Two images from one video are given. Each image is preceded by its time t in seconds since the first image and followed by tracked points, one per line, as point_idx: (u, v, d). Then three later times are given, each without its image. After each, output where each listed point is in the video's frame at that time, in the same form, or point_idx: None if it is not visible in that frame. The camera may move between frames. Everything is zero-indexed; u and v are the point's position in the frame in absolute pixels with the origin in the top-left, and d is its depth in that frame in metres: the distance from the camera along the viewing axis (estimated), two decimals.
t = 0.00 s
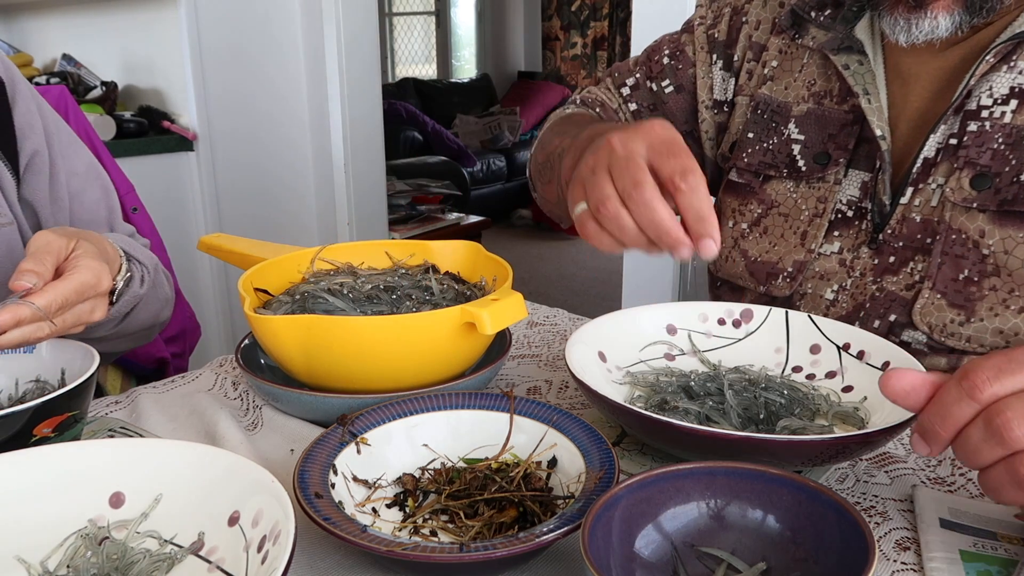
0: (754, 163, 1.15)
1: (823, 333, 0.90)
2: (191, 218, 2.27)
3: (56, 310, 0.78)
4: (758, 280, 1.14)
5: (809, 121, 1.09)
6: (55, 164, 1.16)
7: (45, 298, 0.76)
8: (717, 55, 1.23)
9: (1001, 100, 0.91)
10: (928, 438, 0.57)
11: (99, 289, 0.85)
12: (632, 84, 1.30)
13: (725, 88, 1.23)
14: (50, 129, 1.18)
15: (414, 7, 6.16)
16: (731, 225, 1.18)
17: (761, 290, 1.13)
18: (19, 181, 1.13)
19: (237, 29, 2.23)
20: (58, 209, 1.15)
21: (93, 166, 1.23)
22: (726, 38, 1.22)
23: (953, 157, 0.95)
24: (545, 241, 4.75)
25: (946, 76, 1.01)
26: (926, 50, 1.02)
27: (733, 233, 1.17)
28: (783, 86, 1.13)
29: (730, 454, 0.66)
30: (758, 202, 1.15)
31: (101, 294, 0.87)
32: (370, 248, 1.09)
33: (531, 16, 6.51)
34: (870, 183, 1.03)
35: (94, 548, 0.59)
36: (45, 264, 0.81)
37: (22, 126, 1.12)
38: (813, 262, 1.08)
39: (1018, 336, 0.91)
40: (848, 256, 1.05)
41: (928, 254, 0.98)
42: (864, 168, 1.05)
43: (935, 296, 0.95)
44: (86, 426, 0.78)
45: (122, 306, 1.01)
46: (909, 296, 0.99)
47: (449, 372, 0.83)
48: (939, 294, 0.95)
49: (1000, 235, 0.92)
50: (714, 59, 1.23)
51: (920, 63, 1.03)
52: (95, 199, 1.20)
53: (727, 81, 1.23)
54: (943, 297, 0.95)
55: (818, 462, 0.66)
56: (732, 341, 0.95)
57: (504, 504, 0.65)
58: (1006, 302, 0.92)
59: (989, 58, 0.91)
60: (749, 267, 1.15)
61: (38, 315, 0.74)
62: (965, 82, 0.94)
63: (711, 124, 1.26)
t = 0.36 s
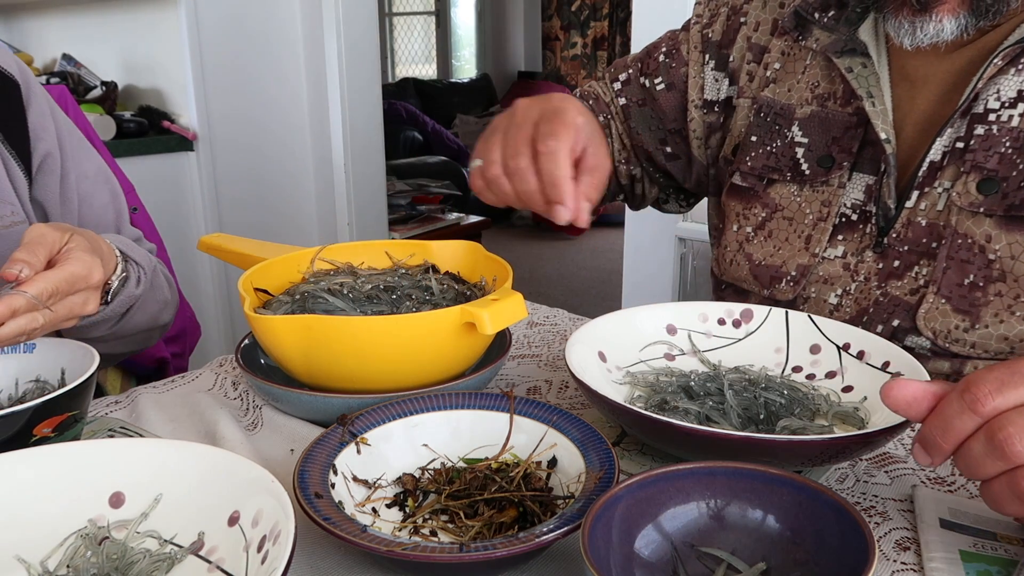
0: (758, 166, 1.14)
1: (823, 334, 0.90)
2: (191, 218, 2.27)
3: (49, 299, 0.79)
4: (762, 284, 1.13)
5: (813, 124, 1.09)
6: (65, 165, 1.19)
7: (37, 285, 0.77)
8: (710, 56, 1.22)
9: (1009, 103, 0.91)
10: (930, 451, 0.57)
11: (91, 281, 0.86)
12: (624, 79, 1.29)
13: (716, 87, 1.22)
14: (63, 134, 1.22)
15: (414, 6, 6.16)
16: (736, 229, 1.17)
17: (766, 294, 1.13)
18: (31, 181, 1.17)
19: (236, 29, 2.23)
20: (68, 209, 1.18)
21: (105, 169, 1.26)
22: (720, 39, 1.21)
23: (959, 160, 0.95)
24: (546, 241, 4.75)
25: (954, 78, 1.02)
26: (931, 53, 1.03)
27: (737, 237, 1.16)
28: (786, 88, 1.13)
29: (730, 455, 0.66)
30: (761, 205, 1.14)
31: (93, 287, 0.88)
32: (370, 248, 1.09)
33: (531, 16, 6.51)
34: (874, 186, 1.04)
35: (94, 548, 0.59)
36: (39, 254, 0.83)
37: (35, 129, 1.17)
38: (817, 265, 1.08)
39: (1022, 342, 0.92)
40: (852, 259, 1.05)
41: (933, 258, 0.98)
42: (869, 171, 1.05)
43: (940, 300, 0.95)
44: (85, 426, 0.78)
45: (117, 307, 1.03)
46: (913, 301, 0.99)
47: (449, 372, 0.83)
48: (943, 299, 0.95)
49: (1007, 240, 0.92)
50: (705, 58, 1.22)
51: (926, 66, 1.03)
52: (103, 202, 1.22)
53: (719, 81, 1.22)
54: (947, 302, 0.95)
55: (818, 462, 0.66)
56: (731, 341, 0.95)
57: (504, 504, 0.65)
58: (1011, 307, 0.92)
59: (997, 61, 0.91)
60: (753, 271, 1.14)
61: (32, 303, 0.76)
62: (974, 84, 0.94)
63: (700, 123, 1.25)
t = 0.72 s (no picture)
0: (757, 166, 1.14)
1: (823, 334, 0.90)
2: (190, 218, 2.27)
3: (60, 299, 0.82)
4: (761, 283, 1.13)
5: (813, 123, 1.09)
6: (79, 172, 1.20)
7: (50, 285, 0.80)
8: (707, 56, 1.23)
9: (1007, 104, 0.91)
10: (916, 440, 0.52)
11: (102, 283, 0.89)
12: (624, 80, 1.32)
13: (713, 87, 1.23)
14: (76, 138, 1.22)
15: (414, 6, 6.17)
16: (734, 228, 1.17)
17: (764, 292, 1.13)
18: (44, 186, 1.17)
19: (235, 29, 2.23)
20: (79, 214, 1.18)
21: (118, 176, 1.26)
22: (718, 40, 1.22)
23: (957, 160, 0.95)
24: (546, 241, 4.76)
25: (954, 79, 1.01)
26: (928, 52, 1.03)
27: (736, 236, 1.17)
28: (786, 88, 1.13)
29: (730, 454, 0.66)
30: (761, 205, 1.14)
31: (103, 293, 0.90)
32: (370, 248, 1.09)
33: (531, 16, 6.51)
34: (872, 185, 1.03)
35: (94, 548, 0.59)
36: (51, 256, 0.85)
37: (50, 135, 1.17)
38: (815, 264, 1.08)
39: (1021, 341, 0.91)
40: (850, 258, 1.05)
41: (931, 257, 0.98)
42: (867, 170, 1.04)
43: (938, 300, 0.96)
44: (85, 426, 0.78)
45: (127, 311, 1.01)
46: (912, 301, 0.99)
47: (449, 372, 0.83)
48: (942, 299, 0.96)
49: (1005, 241, 0.91)
50: (703, 59, 1.23)
51: (925, 66, 1.03)
52: (114, 207, 1.22)
53: (716, 82, 1.22)
54: (946, 302, 0.95)
55: (818, 462, 0.66)
56: (731, 341, 0.95)
57: (504, 504, 0.65)
58: (1010, 307, 0.92)
59: (995, 61, 0.90)
60: (752, 270, 1.15)
61: (43, 301, 0.78)
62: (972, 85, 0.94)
63: (696, 124, 1.26)
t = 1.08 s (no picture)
0: (751, 174, 1.14)
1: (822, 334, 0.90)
2: (190, 219, 2.27)
3: (77, 306, 0.83)
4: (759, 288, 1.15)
5: (802, 130, 1.09)
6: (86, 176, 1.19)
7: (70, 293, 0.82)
8: (710, 80, 1.22)
9: (993, 102, 0.91)
10: (733, 361, 0.70)
11: (118, 292, 0.91)
12: (651, 143, 1.34)
13: (720, 108, 1.21)
14: (86, 146, 1.22)
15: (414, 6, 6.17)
16: (733, 236, 1.18)
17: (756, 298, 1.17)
18: (52, 190, 1.18)
19: (236, 30, 2.23)
20: (86, 219, 1.18)
21: (127, 181, 1.26)
22: (718, 62, 1.22)
23: (946, 160, 0.95)
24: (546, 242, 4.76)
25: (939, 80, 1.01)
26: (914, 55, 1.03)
27: (735, 245, 1.18)
28: (776, 97, 1.13)
29: (730, 454, 0.66)
30: (756, 212, 1.14)
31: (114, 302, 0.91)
32: (370, 248, 1.09)
33: (531, 15, 6.50)
34: (864, 188, 1.03)
35: (94, 548, 0.59)
36: (70, 261, 0.86)
37: (59, 139, 1.17)
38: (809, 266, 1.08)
39: None
40: (846, 260, 1.05)
41: (926, 258, 0.98)
42: (858, 173, 1.04)
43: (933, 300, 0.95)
44: (86, 426, 0.78)
45: (135, 319, 1.00)
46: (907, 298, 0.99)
47: (449, 372, 0.83)
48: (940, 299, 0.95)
49: (994, 237, 0.91)
50: (705, 82, 1.23)
51: (912, 67, 1.04)
52: (120, 214, 1.21)
53: (722, 102, 1.21)
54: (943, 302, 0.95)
55: (818, 462, 0.66)
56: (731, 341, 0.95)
57: (504, 504, 0.65)
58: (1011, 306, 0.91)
59: (979, 60, 0.91)
60: (751, 276, 1.16)
61: (62, 308, 0.79)
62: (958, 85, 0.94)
63: (710, 147, 1.23)
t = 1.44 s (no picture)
0: (738, 176, 1.14)
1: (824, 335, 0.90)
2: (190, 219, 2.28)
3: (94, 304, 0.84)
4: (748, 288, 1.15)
5: (786, 131, 1.09)
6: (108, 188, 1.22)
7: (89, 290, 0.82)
8: (700, 91, 1.23)
9: (969, 97, 0.91)
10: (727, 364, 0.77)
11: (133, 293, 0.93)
12: (655, 163, 1.32)
13: (708, 116, 1.22)
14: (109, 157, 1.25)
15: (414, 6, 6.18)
16: (723, 238, 1.17)
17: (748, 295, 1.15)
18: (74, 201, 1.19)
19: (237, 29, 2.23)
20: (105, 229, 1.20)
21: (144, 194, 1.28)
22: (708, 75, 1.22)
23: (926, 156, 0.95)
24: (545, 241, 4.76)
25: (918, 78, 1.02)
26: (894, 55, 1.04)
27: (726, 247, 1.17)
28: (762, 101, 1.13)
29: (730, 454, 0.66)
30: (744, 213, 1.14)
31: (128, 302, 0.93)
32: (370, 248, 1.09)
33: (531, 15, 6.50)
34: (848, 185, 1.03)
35: (94, 548, 0.59)
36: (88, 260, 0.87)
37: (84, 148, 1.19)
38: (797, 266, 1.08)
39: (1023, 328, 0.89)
40: (832, 257, 1.05)
41: (909, 251, 0.97)
42: (842, 171, 1.04)
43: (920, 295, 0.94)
44: (86, 426, 0.78)
45: (146, 324, 1.02)
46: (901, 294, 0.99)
47: (449, 372, 0.83)
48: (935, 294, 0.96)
49: (975, 229, 0.91)
50: (697, 93, 1.23)
51: (893, 66, 1.04)
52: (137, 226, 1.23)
53: (712, 112, 1.22)
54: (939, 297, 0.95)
55: (818, 462, 0.66)
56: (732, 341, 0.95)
57: (504, 504, 0.65)
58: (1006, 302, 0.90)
59: (953, 56, 0.91)
60: (741, 277, 1.16)
61: (82, 306, 0.80)
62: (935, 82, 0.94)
63: (701, 155, 1.23)
